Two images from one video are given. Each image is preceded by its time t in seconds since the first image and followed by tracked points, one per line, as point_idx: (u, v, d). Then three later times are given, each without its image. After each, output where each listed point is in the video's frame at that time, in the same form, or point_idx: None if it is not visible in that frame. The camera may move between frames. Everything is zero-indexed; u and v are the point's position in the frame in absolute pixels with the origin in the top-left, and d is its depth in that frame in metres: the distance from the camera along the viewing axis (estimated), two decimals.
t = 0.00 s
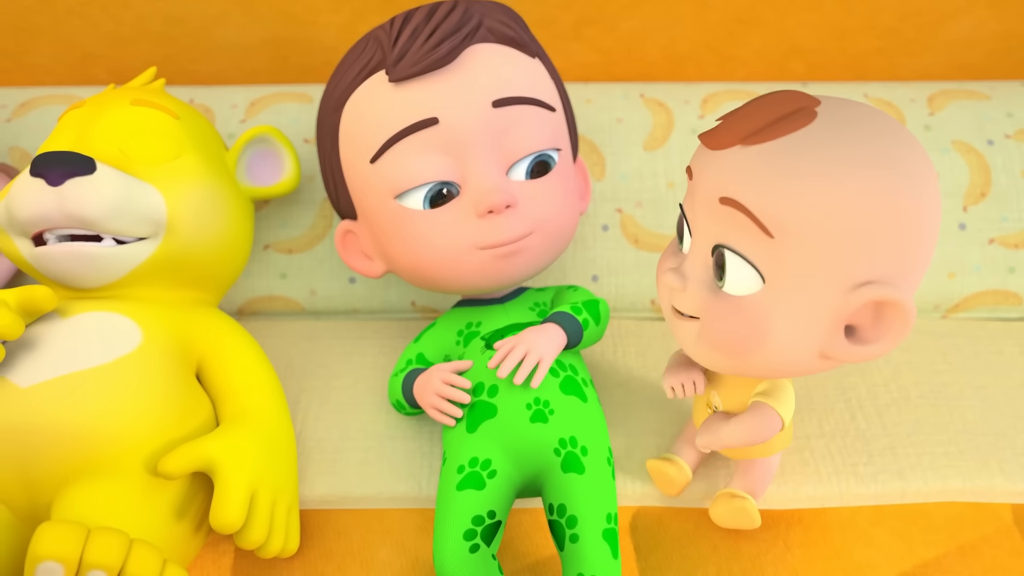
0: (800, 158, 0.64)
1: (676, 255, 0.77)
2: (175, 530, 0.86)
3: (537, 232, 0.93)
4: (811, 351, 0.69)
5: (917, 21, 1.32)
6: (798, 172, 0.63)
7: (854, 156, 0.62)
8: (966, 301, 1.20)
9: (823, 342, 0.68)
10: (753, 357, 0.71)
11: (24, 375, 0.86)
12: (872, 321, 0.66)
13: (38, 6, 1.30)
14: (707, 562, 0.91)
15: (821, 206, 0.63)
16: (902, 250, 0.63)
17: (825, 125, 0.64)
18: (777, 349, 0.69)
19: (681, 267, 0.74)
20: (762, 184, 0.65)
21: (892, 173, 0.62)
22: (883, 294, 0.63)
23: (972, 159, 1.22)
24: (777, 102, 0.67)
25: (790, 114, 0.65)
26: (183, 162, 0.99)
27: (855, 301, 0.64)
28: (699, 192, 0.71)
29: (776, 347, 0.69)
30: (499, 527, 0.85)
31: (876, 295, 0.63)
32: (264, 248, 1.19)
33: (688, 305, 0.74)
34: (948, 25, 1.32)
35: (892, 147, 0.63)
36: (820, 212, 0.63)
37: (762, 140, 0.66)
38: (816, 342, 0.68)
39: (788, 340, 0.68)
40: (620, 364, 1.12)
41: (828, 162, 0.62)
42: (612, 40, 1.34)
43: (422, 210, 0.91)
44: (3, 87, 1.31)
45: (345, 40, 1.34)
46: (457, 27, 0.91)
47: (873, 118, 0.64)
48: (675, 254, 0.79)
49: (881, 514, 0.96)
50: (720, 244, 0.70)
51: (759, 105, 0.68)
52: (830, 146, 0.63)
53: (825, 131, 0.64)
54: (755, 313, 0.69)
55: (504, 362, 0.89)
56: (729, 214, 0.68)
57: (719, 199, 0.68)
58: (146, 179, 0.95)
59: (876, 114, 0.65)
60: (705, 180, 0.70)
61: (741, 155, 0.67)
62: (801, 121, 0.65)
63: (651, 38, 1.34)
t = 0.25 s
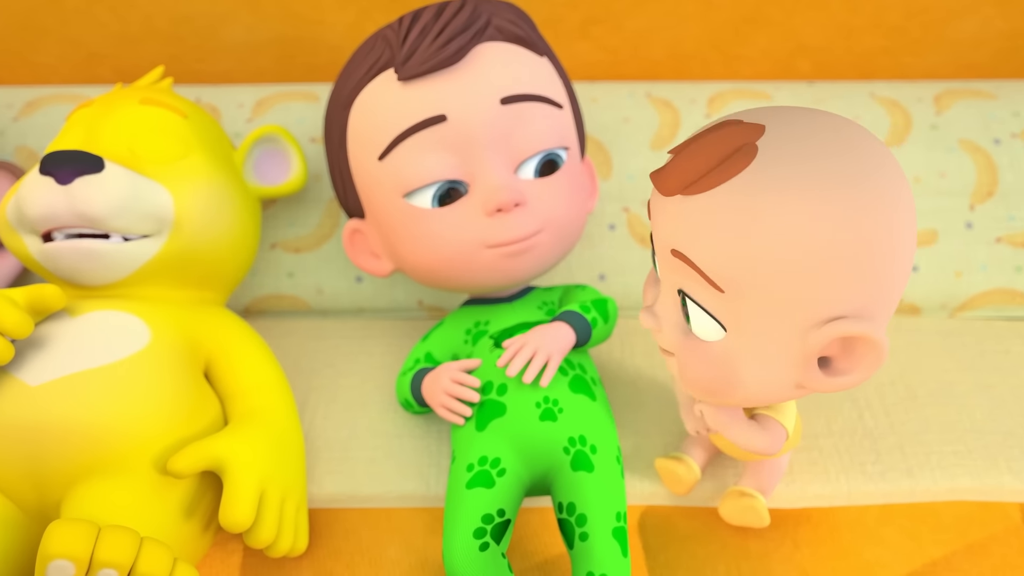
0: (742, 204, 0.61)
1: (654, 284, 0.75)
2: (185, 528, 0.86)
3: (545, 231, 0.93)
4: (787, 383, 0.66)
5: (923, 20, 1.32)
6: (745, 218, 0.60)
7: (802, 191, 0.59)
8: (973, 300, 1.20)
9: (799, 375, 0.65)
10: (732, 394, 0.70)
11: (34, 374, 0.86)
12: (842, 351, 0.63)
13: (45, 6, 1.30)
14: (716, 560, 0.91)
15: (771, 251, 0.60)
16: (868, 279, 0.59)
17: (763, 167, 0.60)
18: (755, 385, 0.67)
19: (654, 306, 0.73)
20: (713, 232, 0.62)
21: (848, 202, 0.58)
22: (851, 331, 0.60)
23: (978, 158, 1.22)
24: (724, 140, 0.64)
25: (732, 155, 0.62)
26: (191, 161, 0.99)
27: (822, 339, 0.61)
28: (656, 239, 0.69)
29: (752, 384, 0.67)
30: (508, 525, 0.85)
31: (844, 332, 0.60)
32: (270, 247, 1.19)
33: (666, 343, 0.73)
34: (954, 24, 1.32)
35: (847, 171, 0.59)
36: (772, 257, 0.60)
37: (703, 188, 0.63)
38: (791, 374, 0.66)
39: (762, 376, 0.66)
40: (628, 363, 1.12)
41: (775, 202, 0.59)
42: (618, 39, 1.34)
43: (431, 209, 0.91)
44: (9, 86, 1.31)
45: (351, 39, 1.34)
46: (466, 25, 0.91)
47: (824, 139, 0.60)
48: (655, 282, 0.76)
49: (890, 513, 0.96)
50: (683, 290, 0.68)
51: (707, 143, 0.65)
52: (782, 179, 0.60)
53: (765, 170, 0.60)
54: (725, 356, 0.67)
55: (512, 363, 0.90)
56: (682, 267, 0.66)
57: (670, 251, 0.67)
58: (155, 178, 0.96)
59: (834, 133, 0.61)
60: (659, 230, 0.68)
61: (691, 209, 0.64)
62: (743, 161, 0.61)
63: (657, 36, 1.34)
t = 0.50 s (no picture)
0: (799, 172, 0.64)
1: (687, 264, 0.78)
2: (194, 527, 0.86)
3: (554, 229, 0.93)
4: (821, 358, 0.69)
5: (929, 19, 1.32)
6: (802, 187, 0.63)
7: (853, 168, 0.62)
8: (980, 299, 1.20)
9: (834, 349, 0.68)
10: (765, 366, 0.72)
11: (44, 372, 0.86)
12: (881, 325, 0.66)
13: (52, 5, 1.30)
14: (725, 559, 0.91)
15: (824, 219, 0.63)
16: (909, 258, 0.62)
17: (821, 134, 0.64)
18: (789, 358, 0.70)
19: (689, 278, 0.75)
20: (766, 200, 0.65)
21: (897, 183, 0.61)
22: (892, 301, 0.63)
23: (986, 157, 1.22)
24: (776, 111, 0.67)
25: (790, 123, 0.66)
26: (200, 160, 1.00)
27: (863, 308, 0.64)
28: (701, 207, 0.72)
29: (787, 357, 0.70)
30: (518, 524, 0.85)
31: (886, 302, 0.63)
32: (278, 246, 1.19)
33: (698, 314, 0.74)
34: (960, 24, 1.33)
35: (896, 154, 0.62)
36: (825, 226, 0.63)
37: (758, 150, 0.66)
38: (827, 348, 0.68)
39: (798, 349, 0.69)
40: (636, 362, 1.13)
41: (827, 174, 0.62)
42: (625, 39, 1.34)
43: (440, 208, 0.91)
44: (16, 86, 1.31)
45: (358, 39, 1.34)
46: (475, 24, 0.91)
47: (874, 123, 0.64)
48: (685, 261, 0.79)
49: (899, 511, 0.96)
50: (726, 253, 0.70)
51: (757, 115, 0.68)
52: (832, 159, 0.63)
53: (826, 138, 0.64)
54: (765, 323, 0.69)
55: (522, 361, 0.90)
56: (731, 228, 0.68)
57: (720, 214, 0.69)
58: (164, 177, 0.96)
59: (879, 120, 0.64)
60: (706, 198, 0.71)
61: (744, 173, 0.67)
62: (800, 128, 0.65)
63: (663, 36, 1.34)
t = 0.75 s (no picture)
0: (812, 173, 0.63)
1: (693, 263, 0.78)
2: (204, 526, 0.86)
3: (563, 229, 0.93)
4: (829, 360, 0.69)
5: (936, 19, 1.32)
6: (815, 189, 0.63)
7: (868, 171, 0.62)
8: (986, 298, 1.20)
9: (842, 352, 0.68)
10: (772, 369, 0.71)
11: (54, 371, 0.86)
12: (890, 328, 0.66)
13: (59, 5, 1.30)
14: (736, 558, 0.91)
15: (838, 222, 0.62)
16: (921, 259, 0.62)
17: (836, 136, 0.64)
18: (797, 360, 0.69)
19: (697, 279, 0.75)
20: (771, 208, 0.65)
21: (912, 187, 0.61)
22: (900, 306, 0.63)
23: (993, 156, 1.22)
24: (787, 115, 0.68)
25: (798, 128, 0.66)
26: (209, 159, 1.00)
27: (873, 311, 0.64)
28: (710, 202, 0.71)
29: (795, 359, 0.69)
30: (528, 523, 0.85)
31: (896, 305, 0.63)
32: (285, 246, 1.19)
33: (706, 317, 0.75)
34: (967, 23, 1.33)
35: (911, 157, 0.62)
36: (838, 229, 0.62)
37: (769, 154, 0.66)
38: (835, 350, 0.68)
39: (806, 351, 0.68)
40: (643, 361, 1.13)
41: (840, 177, 0.62)
42: (631, 38, 1.34)
43: (449, 207, 0.91)
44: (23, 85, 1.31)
45: (365, 39, 1.34)
46: (484, 24, 0.91)
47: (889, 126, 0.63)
48: (691, 261, 0.79)
49: (908, 510, 0.96)
50: (733, 256, 0.70)
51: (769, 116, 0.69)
52: (839, 165, 0.62)
53: (838, 142, 0.63)
54: (773, 325, 0.69)
55: (532, 359, 0.90)
56: (740, 230, 0.68)
57: (731, 215, 0.68)
58: (173, 176, 0.96)
59: (890, 123, 0.64)
60: (716, 197, 0.70)
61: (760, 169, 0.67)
62: (811, 132, 0.65)
63: (670, 35, 1.34)
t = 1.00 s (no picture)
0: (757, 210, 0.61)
1: (676, 288, 0.76)
2: (215, 524, 0.86)
3: (572, 228, 0.93)
4: (810, 384, 0.66)
5: (943, 18, 1.32)
6: (760, 224, 0.60)
7: (818, 195, 0.58)
8: (994, 298, 1.20)
9: (820, 375, 0.64)
10: (756, 397, 0.70)
11: (65, 370, 0.86)
12: (863, 351, 0.62)
13: (66, 4, 1.30)
14: (744, 557, 0.91)
15: (790, 256, 0.59)
16: (888, 279, 0.58)
17: (777, 169, 0.60)
18: (778, 387, 0.67)
19: (677, 312, 0.74)
20: (722, 245, 0.63)
21: (868, 208, 0.57)
22: (871, 332, 0.59)
23: (1000, 156, 1.22)
24: (728, 151, 0.64)
25: (739, 166, 0.62)
26: (217, 159, 1.00)
27: (843, 338, 0.60)
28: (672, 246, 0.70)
29: (775, 387, 0.67)
30: (538, 522, 0.85)
31: (866, 331, 0.59)
32: (292, 245, 1.20)
33: (690, 347, 0.74)
34: (974, 22, 1.33)
35: (864, 174, 0.58)
36: (789, 264, 0.60)
37: (712, 198, 0.64)
38: (814, 375, 0.64)
39: (783, 379, 0.66)
40: (651, 361, 1.13)
41: (788, 205, 0.59)
42: (637, 38, 1.35)
43: (458, 206, 0.91)
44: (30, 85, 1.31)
45: (372, 38, 1.34)
46: (493, 23, 0.91)
47: (838, 141, 0.59)
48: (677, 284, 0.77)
49: (917, 509, 0.96)
50: (701, 294, 0.69)
51: (716, 151, 0.65)
52: (795, 187, 0.59)
53: (779, 175, 0.60)
54: (747, 359, 0.67)
55: (542, 358, 0.90)
56: (697, 275, 0.67)
57: (686, 261, 0.68)
58: (182, 175, 0.96)
59: (857, 129, 0.60)
60: (676, 237, 0.69)
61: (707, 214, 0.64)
62: (750, 171, 0.61)
63: (676, 35, 1.34)
